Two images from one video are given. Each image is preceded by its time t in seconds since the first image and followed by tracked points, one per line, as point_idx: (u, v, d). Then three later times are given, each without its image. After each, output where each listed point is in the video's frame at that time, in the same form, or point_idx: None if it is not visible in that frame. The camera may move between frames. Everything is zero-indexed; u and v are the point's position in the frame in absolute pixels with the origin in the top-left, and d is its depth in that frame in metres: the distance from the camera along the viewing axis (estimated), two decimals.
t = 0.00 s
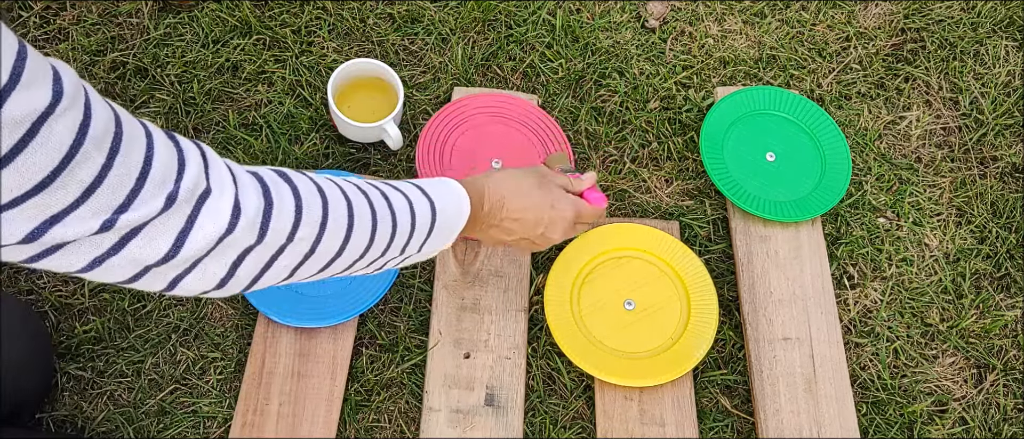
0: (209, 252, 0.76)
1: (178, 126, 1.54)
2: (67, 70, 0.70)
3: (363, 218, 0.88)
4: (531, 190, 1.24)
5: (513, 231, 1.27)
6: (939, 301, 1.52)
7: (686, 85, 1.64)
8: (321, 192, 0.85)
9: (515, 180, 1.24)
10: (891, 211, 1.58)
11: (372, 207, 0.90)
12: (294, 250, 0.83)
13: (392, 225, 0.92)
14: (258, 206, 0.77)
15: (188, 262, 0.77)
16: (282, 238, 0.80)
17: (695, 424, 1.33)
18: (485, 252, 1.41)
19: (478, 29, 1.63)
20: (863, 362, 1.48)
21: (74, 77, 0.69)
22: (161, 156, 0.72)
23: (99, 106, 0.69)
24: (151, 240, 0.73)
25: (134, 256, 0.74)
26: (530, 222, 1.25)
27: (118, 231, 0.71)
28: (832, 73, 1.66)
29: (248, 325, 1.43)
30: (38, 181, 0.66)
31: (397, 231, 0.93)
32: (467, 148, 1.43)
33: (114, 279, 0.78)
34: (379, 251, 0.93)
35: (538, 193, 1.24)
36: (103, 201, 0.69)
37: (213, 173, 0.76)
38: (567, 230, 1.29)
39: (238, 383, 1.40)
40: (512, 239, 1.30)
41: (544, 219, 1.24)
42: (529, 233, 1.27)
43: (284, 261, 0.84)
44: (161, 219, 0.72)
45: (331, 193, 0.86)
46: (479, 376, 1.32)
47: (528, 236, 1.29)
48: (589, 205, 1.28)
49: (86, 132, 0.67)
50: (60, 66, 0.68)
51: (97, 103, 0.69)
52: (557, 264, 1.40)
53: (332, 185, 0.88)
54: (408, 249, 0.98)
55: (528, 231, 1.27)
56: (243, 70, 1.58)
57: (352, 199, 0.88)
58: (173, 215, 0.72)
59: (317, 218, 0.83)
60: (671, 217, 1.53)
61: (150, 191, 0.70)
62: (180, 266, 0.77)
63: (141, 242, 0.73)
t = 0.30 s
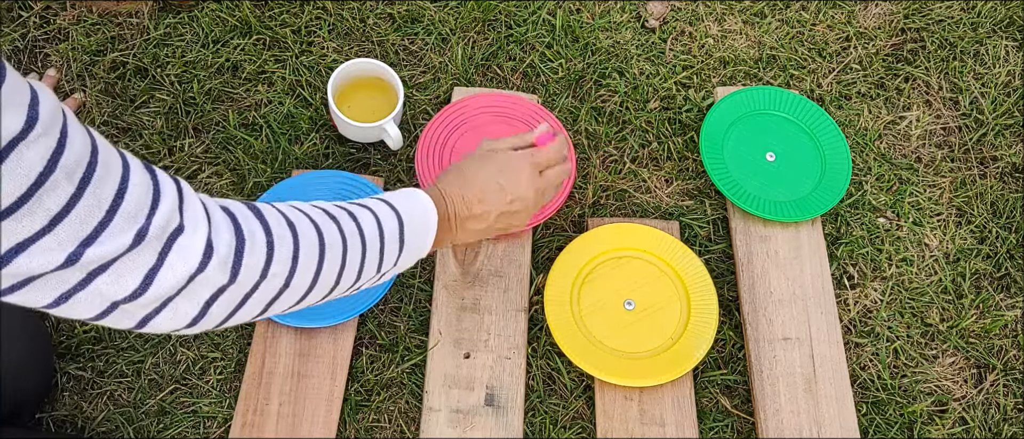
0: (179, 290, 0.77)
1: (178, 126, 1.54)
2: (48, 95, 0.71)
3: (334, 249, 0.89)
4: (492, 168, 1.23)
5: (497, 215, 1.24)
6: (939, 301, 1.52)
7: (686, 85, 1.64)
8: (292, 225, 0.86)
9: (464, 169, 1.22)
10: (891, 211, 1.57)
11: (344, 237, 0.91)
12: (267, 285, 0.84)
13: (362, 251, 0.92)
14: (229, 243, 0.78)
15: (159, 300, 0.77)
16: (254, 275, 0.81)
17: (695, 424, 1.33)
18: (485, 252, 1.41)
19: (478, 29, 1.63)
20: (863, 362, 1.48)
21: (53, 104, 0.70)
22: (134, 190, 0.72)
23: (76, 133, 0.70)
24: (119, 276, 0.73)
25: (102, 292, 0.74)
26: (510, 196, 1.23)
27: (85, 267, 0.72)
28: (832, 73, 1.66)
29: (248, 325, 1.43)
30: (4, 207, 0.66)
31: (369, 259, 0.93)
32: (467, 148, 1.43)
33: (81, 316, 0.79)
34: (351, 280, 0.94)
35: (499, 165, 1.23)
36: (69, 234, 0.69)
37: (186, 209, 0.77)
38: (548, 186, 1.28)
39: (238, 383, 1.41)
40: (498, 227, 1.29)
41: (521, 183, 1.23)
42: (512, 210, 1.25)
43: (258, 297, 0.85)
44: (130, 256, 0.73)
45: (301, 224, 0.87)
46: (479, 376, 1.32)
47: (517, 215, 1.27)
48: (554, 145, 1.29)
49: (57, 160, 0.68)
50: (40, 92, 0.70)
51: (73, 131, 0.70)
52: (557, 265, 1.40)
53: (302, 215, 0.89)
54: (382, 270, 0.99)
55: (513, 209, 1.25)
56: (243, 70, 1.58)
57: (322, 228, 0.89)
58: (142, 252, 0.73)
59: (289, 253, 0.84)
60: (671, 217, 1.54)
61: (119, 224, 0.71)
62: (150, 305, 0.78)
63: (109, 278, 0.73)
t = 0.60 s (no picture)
0: (181, 280, 0.80)
1: (178, 126, 1.54)
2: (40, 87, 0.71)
3: (324, 230, 0.91)
4: (436, 124, 1.22)
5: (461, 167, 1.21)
6: (939, 301, 1.52)
7: (686, 85, 1.64)
8: (280, 210, 0.88)
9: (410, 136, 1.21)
10: (891, 211, 1.57)
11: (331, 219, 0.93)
12: (265, 269, 0.86)
13: (350, 230, 0.95)
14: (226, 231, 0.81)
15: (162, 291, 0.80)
16: (251, 261, 0.84)
17: (695, 424, 1.33)
18: (485, 252, 1.40)
19: (478, 29, 1.63)
20: (863, 362, 1.48)
21: (48, 99, 0.70)
22: (130, 183, 0.74)
23: (71, 129, 0.71)
24: (121, 268, 0.76)
25: (104, 284, 0.77)
26: (464, 142, 1.21)
27: (86, 259, 0.74)
28: (832, 73, 1.66)
29: (248, 325, 1.43)
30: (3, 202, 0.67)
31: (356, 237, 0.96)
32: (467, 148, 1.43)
33: (82, 311, 0.81)
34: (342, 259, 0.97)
35: (439, 121, 1.22)
36: (69, 227, 0.71)
37: (180, 200, 0.79)
38: (493, 124, 1.26)
39: (238, 383, 1.40)
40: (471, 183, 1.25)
41: (467, 127, 1.22)
42: (471, 158, 1.22)
43: (257, 283, 0.87)
44: (131, 247, 0.75)
45: (289, 207, 0.89)
46: (479, 376, 1.32)
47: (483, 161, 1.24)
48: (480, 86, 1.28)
49: (56, 154, 0.69)
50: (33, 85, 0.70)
51: (69, 126, 0.71)
52: (557, 266, 1.40)
53: (288, 200, 0.91)
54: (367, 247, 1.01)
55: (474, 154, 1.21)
56: (243, 70, 1.58)
57: (308, 210, 0.91)
58: (143, 243, 0.75)
59: (282, 236, 0.86)
60: (671, 217, 1.54)
61: (119, 216, 0.73)
62: (153, 295, 0.80)
63: (112, 271, 0.75)
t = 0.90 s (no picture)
0: (140, 356, 0.76)
1: (178, 126, 1.55)
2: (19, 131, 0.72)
3: (293, 295, 0.87)
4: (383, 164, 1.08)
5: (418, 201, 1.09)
6: (939, 302, 1.52)
7: (686, 85, 1.64)
8: (240, 274, 0.84)
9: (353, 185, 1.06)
10: (891, 211, 1.58)
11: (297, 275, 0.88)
12: (228, 340, 0.82)
13: (317, 289, 0.90)
14: (189, 301, 0.78)
15: (120, 367, 0.76)
16: (213, 334, 0.80)
17: (695, 424, 1.33)
18: (485, 252, 1.40)
19: (478, 29, 1.63)
20: (863, 362, 1.48)
21: (25, 143, 0.71)
22: (93, 245, 0.72)
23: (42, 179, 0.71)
24: (77, 336, 0.73)
25: (59, 351, 0.74)
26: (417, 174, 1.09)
27: (40, 323, 0.71)
28: (832, 73, 1.66)
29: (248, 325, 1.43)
30: None
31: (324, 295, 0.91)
32: (467, 148, 1.43)
33: (36, 381, 0.78)
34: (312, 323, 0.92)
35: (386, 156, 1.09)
36: (24, 285, 0.69)
37: (144, 266, 0.76)
38: (440, 151, 1.15)
39: (238, 383, 1.40)
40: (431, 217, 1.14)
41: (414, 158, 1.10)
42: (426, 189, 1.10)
43: (221, 356, 0.83)
44: (88, 314, 0.72)
45: (255, 271, 0.85)
46: (478, 376, 1.32)
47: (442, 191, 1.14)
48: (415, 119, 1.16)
49: (23, 201, 0.69)
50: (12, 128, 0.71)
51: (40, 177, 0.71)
52: (557, 266, 1.40)
53: (255, 262, 0.87)
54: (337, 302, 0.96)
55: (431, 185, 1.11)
56: (243, 70, 1.58)
57: (276, 272, 0.86)
58: (98, 311, 0.72)
59: (246, 304, 0.82)
60: (671, 217, 1.54)
61: (78, 278, 0.71)
62: (112, 371, 0.76)
63: (68, 337, 0.73)
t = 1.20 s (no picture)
0: (135, 381, 0.74)
1: (178, 126, 1.54)
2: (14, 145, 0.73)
3: (304, 329, 0.84)
4: (438, 215, 1.06)
5: (469, 257, 1.07)
6: (939, 302, 1.52)
7: (686, 85, 1.64)
8: (253, 305, 0.83)
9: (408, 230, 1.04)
10: (891, 211, 1.58)
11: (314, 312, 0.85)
12: (232, 373, 0.80)
13: (335, 328, 0.86)
14: (189, 325, 0.77)
15: (113, 392, 0.74)
16: (213, 363, 0.78)
17: (695, 424, 1.33)
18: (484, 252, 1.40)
19: (478, 29, 1.63)
20: (863, 362, 1.48)
21: (18, 156, 0.72)
22: (86, 263, 0.72)
23: (36, 191, 0.72)
24: (67, 356, 0.72)
25: (47, 372, 0.72)
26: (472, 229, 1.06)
27: (28, 340, 0.70)
28: (832, 73, 1.66)
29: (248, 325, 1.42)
30: None
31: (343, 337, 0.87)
32: (467, 149, 1.43)
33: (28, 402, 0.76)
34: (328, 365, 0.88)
35: (444, 209, 1.06)
36: (14, 300, 0.69)
37: (143, 288, 0.76)
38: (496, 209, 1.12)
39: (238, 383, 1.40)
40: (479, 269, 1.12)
41: (472, 212, 1.07)
42: (480, 246, 1.08)
43: (224, 389, 0.80)
44: (78, 334, 0.71)
45: (265, 302, 0.83)
46: (479, 376, 1.32)
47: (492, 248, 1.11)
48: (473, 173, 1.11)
49: (11, 214, 0.69)
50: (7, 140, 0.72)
51: (34, 188, 0.72)
52: (556, 267, 1.39)
53: (268, 293, 0.85)
54: (361, 351, 0.91)
55: (485, 242, 1.08)
56: (243, 70, 1.58)
57: (288, 305, 0.84)
58: (90, 332, 0.72)
59: (252, 335, 0.80)
60: (671, 217, 1.54)
61: (70, 296, 0.71)
62: (104, 396, 0.74)
63: (57, 357, 0.72)
